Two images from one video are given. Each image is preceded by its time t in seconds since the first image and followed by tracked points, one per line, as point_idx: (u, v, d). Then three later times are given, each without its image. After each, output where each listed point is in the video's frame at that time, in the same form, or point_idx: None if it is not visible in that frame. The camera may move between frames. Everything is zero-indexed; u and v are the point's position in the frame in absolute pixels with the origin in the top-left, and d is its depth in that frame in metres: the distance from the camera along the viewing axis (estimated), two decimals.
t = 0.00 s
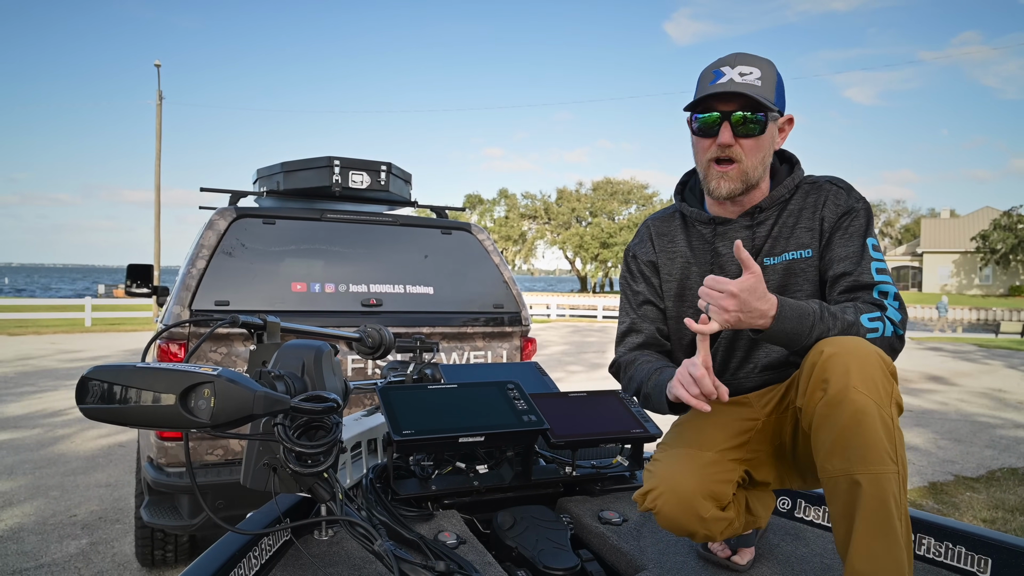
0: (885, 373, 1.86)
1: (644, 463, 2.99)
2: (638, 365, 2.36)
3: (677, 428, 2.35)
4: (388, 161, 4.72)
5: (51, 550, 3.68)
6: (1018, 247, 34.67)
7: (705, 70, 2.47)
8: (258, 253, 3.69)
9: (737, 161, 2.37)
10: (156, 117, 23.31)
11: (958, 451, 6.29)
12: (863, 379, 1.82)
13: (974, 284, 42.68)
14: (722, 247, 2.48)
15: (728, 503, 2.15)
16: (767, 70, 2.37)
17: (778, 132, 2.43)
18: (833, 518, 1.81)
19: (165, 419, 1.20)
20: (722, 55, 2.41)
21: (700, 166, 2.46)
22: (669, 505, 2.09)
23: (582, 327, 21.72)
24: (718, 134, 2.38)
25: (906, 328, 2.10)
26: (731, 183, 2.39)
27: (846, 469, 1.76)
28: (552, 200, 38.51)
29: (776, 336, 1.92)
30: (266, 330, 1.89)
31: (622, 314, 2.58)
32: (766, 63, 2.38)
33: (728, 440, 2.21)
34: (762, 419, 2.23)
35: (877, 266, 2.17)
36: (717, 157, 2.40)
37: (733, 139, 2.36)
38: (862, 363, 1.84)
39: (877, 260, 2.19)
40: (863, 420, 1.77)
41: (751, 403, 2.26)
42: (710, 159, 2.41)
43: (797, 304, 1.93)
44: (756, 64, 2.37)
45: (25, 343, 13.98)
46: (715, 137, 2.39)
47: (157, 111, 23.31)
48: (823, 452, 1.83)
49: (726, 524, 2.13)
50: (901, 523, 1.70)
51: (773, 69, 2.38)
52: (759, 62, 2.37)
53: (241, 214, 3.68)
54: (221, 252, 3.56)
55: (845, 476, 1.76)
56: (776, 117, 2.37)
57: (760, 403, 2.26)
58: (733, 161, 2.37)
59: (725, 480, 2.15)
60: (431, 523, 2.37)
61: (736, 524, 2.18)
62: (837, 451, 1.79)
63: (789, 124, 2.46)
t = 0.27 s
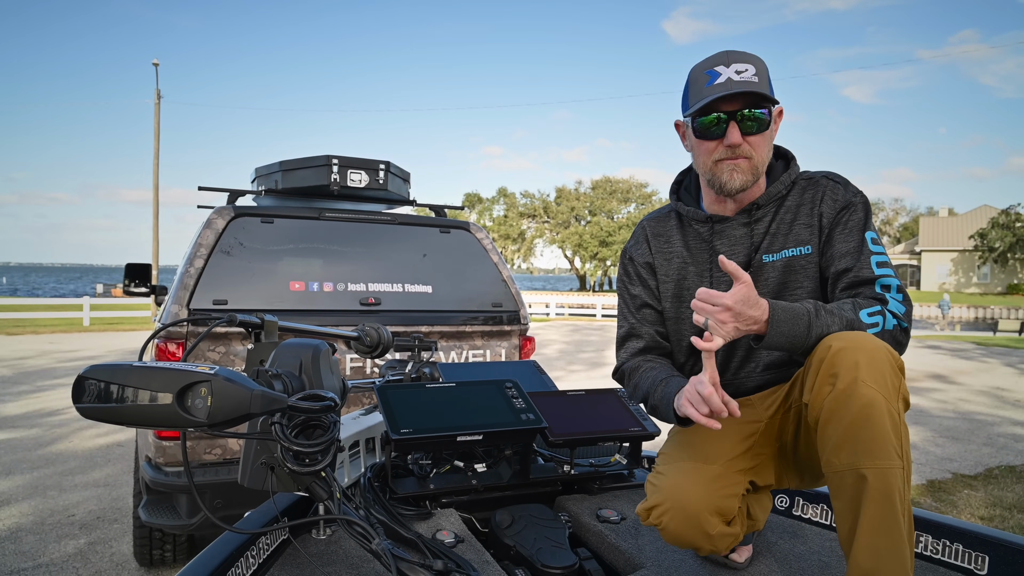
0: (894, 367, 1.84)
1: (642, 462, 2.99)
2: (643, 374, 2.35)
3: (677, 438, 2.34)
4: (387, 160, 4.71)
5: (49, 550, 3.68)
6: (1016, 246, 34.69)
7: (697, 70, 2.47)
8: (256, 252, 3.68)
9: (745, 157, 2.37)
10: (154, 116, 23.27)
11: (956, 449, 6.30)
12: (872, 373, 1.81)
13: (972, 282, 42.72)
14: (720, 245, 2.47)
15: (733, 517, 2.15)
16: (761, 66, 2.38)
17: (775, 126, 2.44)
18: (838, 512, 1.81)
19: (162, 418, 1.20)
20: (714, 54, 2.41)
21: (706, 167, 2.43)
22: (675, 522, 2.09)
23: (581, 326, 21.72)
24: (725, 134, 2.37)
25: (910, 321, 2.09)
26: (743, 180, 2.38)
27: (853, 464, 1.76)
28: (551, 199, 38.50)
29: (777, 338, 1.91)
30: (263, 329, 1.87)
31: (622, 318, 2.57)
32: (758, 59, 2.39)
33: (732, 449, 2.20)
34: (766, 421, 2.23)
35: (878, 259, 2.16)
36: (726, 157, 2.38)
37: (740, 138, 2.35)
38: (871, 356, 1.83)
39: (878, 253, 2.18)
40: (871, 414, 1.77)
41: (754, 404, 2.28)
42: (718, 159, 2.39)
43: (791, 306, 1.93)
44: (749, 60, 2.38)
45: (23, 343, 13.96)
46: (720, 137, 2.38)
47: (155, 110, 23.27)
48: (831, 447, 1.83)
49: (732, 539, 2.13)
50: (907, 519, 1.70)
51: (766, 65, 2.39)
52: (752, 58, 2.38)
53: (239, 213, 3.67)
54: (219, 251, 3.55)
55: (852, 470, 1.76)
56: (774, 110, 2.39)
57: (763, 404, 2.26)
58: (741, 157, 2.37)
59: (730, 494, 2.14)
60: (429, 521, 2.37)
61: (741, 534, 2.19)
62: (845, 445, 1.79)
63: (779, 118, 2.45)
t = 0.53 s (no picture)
0: (907, 370, 1.84)
1: (639, 462, 2.99)
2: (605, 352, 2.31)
3: (676, 445, 2.34)
4: (383, 161, 4.70)
5: (45, 552, 3.67)
6: (1012, 245, 34.80)
7: (696, 65, 2.47)
8: (253, 253, 3.68)
9: (753, 150, 2.37)
10: (150, 117, 23.23)
11: (952, 448, 6.31)
12: (887, 375, 1.81)
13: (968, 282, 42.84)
14: (722, 240, 2.48)
15: (735, 526, 2.16)
16: (762, 59, 2.39)
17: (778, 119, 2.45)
18: (843, 513, 1.81)
19: (158, 419, 1.20)
20: (715, 49, 2.43)
21: (712, 162, 2.43)
22: (675, 534, 2.10)
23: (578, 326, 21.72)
24: (731, 128, 2.36)
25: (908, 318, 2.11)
26: (752, 173, 2.38)
27: (862, 465, 1.77)
28: (548, 199, 38.51)
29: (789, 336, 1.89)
30: (259, 330, 1.88)
31: (602, 305, 2.54)
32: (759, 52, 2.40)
33: (732, 456, 2.20)
34: (763, 423, 2.23)
35: (876, 256, 2.16)
36: (733, 151, 2.38)
37: (746, 132, 2.35)
38: (885, 358, 1.83)
39: (875, 250, 2.19)
40: (884, 415, 1.77)
41: (751, 406, 2.27)
42: (725, 153, 2.38)
43: (809, 302, 1.91)
44: (750, 54, 2.39)
45: (19, 344, 13.93)
46: (726, 131, 2.38)
47: (151, 111, 23.22)
48: (839, 447, 1.83)
49: (734, 548, 2.14)
50: (914, 522, 1.71)
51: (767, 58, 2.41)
52: (753, 52, 2.40)
53: (235, 213, 3.67)
54: (215, 252, 3.55)
55: (860, 472, 1.77)
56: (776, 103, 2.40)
57: (761, 403, 2.26)
58: (749, 151, 2.37)
59: (731, 503, 2.15)
60: (425, 522, 2.37)
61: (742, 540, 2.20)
62: (854, 446, 1.79)
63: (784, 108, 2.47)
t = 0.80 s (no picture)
0: (895, 370, 1.85)
1: (637, 462, 2.99)
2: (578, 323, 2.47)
3: (672, 448, 2.34)
4: (381, 161, 4.70)
5: (42, 554, 3.66)
6: (1008, 244, 34.88)
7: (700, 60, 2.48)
8: (250, 254, 3.67)
9: (739, 149, 2.38)
10: (146, 117, 23.18)
11: (950, 448, 6.32)
12: (875, 376, 1.81)
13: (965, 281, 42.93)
14: (719, 237, 2.48)
15: (733, 527, 2.16)
16: (762, 57, 2.38)
17: (777, 120, 2.45)
18: (835, 514, 1.81)
19: (155, 420, 1.20)
20: (717, 45, 2.43)
21: (701, 156, 2.46)
22: (675, 536, 2.09)
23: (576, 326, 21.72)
24: (719, 124, 2.38)
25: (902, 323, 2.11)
26: (732, 172, 2.39)
27: (853, 466, 1.77)
28: (546, 199, 38.51)
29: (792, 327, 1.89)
30: (256, 331, 1.87)
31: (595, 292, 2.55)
32: (762, 50, 2.39)
33: (726, 457, 2.21)
34: (759, 423, 2.23)
35: (873, 259, 2.18)
36: (720, 148, 2.40)
37: (734, 129, 2.36)
38: (874, 358, 1.83)
39: (873, 254, 2.20)
40: (873, 415, 1.78)
41: (747, 405, 2.28)
42: (712, 149, 2.41)
43: (823, 295, 1.89)
44: (752, 52, 2.38)
45: (16, 346, 13.89)
46: (715, 128, 2.40)
47: (147, 112, 23.16)
48: (829, 448, 1.83)
49: (732, 550, 2.14)
50: (906, 522, 1.71)
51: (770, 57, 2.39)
52: (754, 50, 2.39)
53: (232, 214, 3.67)
54: (212, 252, 3.54)
55: (851, 473, 1.77)
56: (773, 104, 2.39)
57: (756, 404, 2.26)
58: (734, 149, 2.38)
59: (729, 505, 2.15)
60: (423, 523, 2.37)
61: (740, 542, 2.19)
62: (844, 447, 1.79)
63: (785, 110, 2.47)
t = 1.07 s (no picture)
0: (888, 369, 1.85)
1: (635, 461, 2.99)
2: (615, 345, 2.35)
3: (665, 443, 2.35)
4: (379, 162, 4.70)
5: (41, 555, 3.65)
6: (1006, 244, 34.93)
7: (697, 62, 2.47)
8: (248, 254, 3.67)
9: (727, 158, 2.37)
10: (144, 117, 23.15)
11: (948, 447, 6.34)
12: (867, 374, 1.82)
13: (963, 280, 43.00)
14: (720, 238, 2.48)
15: (723, 521, 2.15)
16: (760, 57, 2.37)
17: (777, 123, 2.45)
18: (829, 513, 1.81)
19: (153, 420, 1.19)
20: (717, 47, 2.41)
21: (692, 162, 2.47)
22: (665, 527, 2.08)
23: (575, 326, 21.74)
24: (709, 131, 2.38)
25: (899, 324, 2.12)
26: (721, 181, 2.40)
27: (846, 464, 1.77)
28: (544, 199, 38.52)
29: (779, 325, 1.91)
30: (254, 331, 1.87)
31: (609, 303, 2.53)
32: (759, 53, 2.37)
33: (717, 453, 2.21)
34: (753, 421, 2.24)
35: (870, 260, 2.19)
36: (710, 155, 2.40)
37: (723, 136, 2.36)
38: (866, 357, 1.84)
39: (871, 255, 2.21)
40: (866, 414, 1.78)
41: (740, 404, 2.29)
42: (702, 155, 2.41)
43: (810, 292, 1.91)
44: (749, 55, 2.37)
45: (14, 346, 13.87)
46: (706, 134, 2.40)
47: (145, 112, 23.14)
48: (823, 447, 1.83)
49: (723, 543, 2.12)
50: (899, 520, 1.71)
51: (767, 59, 2.38)
52: (752, 53, 2.37)
53: (230, 214, 3.67)
54: (211, 253, 3.54)
55: (845, 471, 1.76)
56: (768, 110, 2.36)
57: (750, 403, 2.27)
58: (722, 158, 2.38)
59: (719, 497, 2.14)
60: (422, 523, 2.37)
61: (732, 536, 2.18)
62: (837, 446, 1.79)
63: (785, 113, 2.45)
